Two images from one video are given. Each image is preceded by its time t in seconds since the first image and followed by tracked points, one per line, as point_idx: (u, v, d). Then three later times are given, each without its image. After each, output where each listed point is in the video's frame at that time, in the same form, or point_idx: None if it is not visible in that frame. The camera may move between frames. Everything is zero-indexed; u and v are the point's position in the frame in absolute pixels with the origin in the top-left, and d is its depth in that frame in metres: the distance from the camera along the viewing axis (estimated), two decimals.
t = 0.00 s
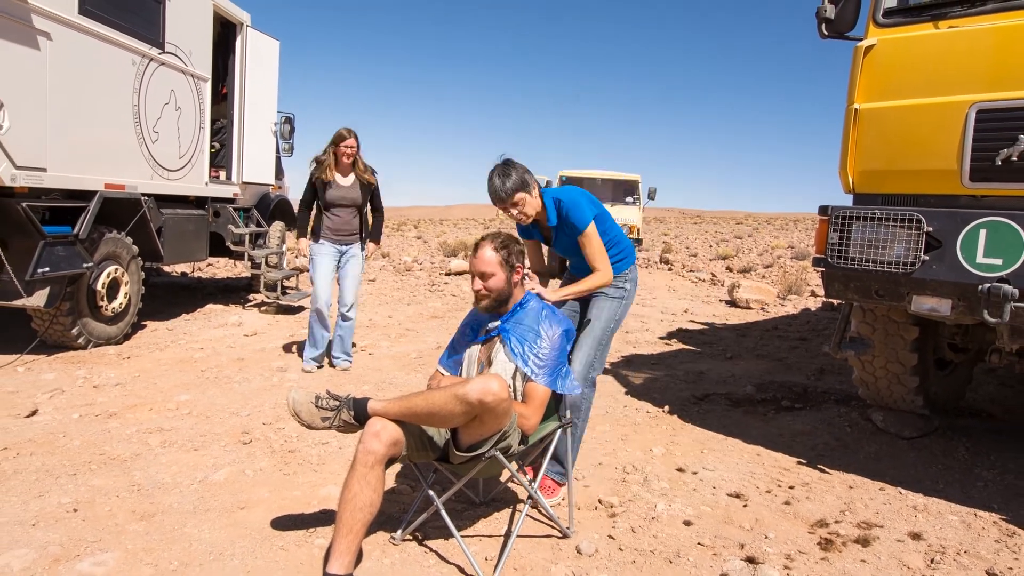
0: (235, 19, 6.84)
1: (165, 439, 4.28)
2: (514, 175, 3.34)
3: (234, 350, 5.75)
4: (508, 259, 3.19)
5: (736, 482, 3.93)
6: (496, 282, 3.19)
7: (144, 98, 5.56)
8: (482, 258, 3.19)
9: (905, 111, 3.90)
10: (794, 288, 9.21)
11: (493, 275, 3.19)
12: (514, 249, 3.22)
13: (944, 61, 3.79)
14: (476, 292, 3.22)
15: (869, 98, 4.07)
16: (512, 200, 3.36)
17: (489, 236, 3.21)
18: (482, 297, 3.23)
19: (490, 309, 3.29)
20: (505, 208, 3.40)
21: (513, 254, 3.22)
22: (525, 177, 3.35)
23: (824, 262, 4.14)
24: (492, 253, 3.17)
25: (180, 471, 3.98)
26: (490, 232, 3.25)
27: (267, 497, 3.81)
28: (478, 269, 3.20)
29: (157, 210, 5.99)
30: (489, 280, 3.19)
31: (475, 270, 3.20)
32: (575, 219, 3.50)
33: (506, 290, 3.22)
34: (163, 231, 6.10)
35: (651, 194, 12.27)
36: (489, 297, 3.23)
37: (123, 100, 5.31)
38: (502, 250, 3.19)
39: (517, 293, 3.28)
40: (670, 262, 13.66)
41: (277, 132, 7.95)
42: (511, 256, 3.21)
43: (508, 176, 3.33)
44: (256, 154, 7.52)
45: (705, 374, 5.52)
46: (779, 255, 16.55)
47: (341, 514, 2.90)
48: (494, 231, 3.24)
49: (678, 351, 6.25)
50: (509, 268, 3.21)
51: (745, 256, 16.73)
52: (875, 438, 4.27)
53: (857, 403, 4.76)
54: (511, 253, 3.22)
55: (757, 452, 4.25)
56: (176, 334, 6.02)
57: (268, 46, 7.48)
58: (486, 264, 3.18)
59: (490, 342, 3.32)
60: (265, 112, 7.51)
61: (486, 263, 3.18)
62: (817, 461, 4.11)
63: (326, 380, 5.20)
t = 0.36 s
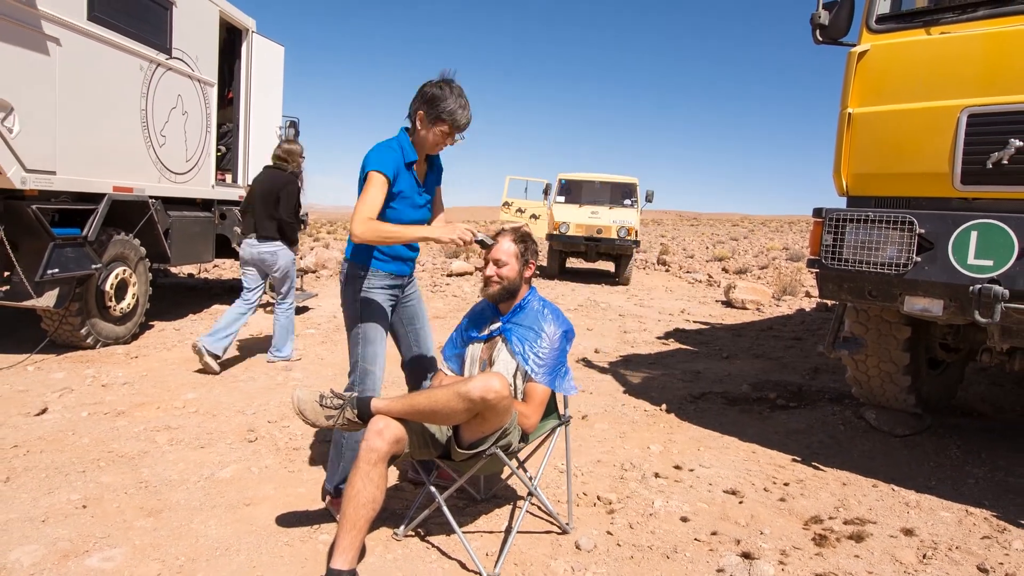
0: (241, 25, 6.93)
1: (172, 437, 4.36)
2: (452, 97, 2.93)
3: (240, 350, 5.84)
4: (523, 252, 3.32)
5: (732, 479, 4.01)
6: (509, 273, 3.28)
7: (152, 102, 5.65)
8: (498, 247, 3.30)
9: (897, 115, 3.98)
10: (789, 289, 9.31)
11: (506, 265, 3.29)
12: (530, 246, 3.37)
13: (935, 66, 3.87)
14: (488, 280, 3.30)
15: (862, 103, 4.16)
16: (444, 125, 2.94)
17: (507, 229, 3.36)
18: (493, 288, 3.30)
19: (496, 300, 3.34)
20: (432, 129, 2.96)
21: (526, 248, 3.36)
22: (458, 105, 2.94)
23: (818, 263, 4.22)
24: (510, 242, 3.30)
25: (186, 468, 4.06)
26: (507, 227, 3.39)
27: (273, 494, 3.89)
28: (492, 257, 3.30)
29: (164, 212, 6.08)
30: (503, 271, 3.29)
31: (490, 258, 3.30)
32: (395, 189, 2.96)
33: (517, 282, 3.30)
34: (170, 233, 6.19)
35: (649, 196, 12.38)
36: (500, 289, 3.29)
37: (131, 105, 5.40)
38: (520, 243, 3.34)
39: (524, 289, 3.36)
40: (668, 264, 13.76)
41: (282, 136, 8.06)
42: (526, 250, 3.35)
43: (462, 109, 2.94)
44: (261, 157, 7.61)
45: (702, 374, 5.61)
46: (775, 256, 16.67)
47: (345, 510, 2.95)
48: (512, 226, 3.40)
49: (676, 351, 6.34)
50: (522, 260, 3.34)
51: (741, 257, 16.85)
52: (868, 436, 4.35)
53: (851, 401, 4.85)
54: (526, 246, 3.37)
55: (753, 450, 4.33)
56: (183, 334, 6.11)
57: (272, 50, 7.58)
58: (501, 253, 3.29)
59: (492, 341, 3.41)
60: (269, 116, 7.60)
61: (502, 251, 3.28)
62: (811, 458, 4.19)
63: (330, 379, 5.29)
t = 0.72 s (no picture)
0: (246, 30, 7.01)
1: (178, 435, 4.43)
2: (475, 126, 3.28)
3: (245, 350, 5.92)
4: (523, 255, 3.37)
5: (729, 477, 4.08)
6: (510, 274, 3.34)
7: (158, 106, 5.72)
8: (499, 248, 3.36)
9: (890, 119, 4.05)
10: (785, 290, 9.41)
11: (507, 266, 3.34)
12: (531, 248, 3.43)
13: (928, 71, 3.94)
14: (489, 281, 3.35)
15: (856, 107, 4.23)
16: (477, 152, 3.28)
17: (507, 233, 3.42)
18: (494, 289, 3.36)
19: (497, 300, 3.39)
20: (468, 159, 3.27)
21: (527, 250, 3.42)
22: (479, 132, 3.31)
23: (814, 264, 4.29)
24: (511, 245, 3.36)
25: (192, 466, 4.13)
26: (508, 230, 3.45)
27: (277, 491, 3.96)
28: (493, 259, 3.35)
29: (170, 214, 6.15)
30: (503, 272, 3.34)
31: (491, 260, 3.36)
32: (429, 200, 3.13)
33: (518, 283, 3.37)
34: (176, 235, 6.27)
35: (647, 198, 12.46)
36: (500, 289, 3.35)
37: (138, 108, 5.47)
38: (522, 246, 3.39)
39: (524, 289, 3.43)
40: (665, 265, 13.87)
41: (286, 139, 8.15)
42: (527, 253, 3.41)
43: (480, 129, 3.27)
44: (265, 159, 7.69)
45: (699, 373, 5.69)
46: (771, 258, 16.78)
47: (348, 507, 3.02)
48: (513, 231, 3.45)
49: (673, 350, 6.43)
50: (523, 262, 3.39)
51: (737, 258, 16.97)
52: (862, 434, 4.43)
53: (846, 400, 4.92)
54: (526, 248, 3.43)
55: (749, 447, 4.40)
56: (188, 334, 6.18)
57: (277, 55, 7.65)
58: (502, 254, 3.34)
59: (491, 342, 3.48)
60: (274, 119, 7.69)
61: (502, 253, 3.34)
62: (807, 456, 4.26)
63: (334, 378, 5.37)
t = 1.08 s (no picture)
0: (252, 36, 7.10)
1: (185, 433, 4.52)
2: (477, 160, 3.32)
3: (250, 349, 6.01)
4: (529, 255, 3.46)
5: (725, 474, 4.16)
6: (515, 273, 3.42)
7: (165, 109, 5.81)
8: (505, 247, 3.45)
9: (883, 123, 4.13)
10: (781, 291, 9.49)
11: (513, 266, 3.42)
12: (536, 249, 3.51)
13: (919, 76, 4.02)
14: (494, 278, 3.43)
15: (850, 111, 4.31)
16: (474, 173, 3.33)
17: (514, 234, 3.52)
18: (498, 286, 3.44)
19: (499, 298, 3.47)
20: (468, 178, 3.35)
21: (533, 251, 3.50)
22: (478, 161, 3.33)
23: (809, 265, 4.38)
24: (517, 245, 3.45)
25: (198, 463, 4.21)
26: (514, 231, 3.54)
27: (282, 488, 4.04)
28: (499, 257, 3.44)
29: (177, 216, 6.24)
30: (509, 270, 3.42)
31: (497, 258, 3.45)
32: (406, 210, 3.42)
33: (522, 282, 3.45)
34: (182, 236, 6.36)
35: (645, 201, 12.55)
36: (504, 287, 3.43)
37: (145, 112, 5.56)
38: (528, 247, 3.49)
39: (527, 289, 3.51)
40: (663, 266, 13.97)
41: (290, 142, 8.24)
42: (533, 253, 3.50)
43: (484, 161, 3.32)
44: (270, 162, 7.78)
45: (696, 372, 5.77)
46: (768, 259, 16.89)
47: (351, 504, 3.10)
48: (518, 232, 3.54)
49: (670, 349, 6.51)
50: (528, 263, 3.48)
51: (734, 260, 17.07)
52: (856, 433, 4.51)
53: (840, 399, 5.01)
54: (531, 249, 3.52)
55: (745, 445, 4.48)
56: (194, 334, 6.27)
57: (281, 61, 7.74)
58: (508, 253, 3.43)
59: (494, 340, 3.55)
60: (279, 122, 7.78)
61: (509, 253, 3.43)
62: (802, 454, 4.34)
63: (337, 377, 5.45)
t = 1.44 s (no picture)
0: (256, 40, 7.17)
1: (190, 431, 4.59)
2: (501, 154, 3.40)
3: (255, 348, 6.08)
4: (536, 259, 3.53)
5: (722, 471, 4.23)
6: (522, 277, 3.48)
7: (171, 113, 5.88)
8: (512, 251, 3.50)
9: (877, 127, 4.20)
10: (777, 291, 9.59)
11: (521, 270, 3.48)
12: (542, 254, 3.59)
13: (913, 81, 4.09)
14: (501, 281, 3.48)
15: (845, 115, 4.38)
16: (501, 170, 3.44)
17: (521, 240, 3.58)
18: (505, 290, 3.49)
19: (504, 301, 3.53)
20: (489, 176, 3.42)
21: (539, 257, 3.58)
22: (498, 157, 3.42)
23: (804, 267, 4.45)
24: (525, 250, 3.51)
25: (204, 461, 4.28)
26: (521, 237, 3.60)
27: (286, 485, 4.11)
28: (507, 261, 3.49)
29: (182, 217, 6.31)
30: (517, 275, 3.48)
31: (505, 262, 3.50)
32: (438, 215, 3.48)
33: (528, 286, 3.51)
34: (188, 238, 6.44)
35: (644, 203, 12.63)
36: (510, 291, 3.49)
37: (152, 116, 5.64)
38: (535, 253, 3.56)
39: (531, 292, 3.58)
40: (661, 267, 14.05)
41: (294, 145, 8.32)
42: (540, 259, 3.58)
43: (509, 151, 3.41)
44: (274, 165, 7.86)
45: (693, 371, 5.84)
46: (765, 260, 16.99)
47: (354, 501, 3.14)
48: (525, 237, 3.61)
49: (668, 349, 6.59)
50: (535, 268, 3.54)
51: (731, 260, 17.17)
52: (851, 431, 4.58)
53: (835, 398, 5.08)
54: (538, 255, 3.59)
55: (742, 443, 4.55)
56: (198, 333, 6.35)
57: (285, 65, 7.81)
58: (516, 258, 3.49)
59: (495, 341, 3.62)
60: (282, 125, 7.85)
61: (518, 258, 3.49)
62: (798, 452, 4.40)
63: (340, 375, 5.53)
